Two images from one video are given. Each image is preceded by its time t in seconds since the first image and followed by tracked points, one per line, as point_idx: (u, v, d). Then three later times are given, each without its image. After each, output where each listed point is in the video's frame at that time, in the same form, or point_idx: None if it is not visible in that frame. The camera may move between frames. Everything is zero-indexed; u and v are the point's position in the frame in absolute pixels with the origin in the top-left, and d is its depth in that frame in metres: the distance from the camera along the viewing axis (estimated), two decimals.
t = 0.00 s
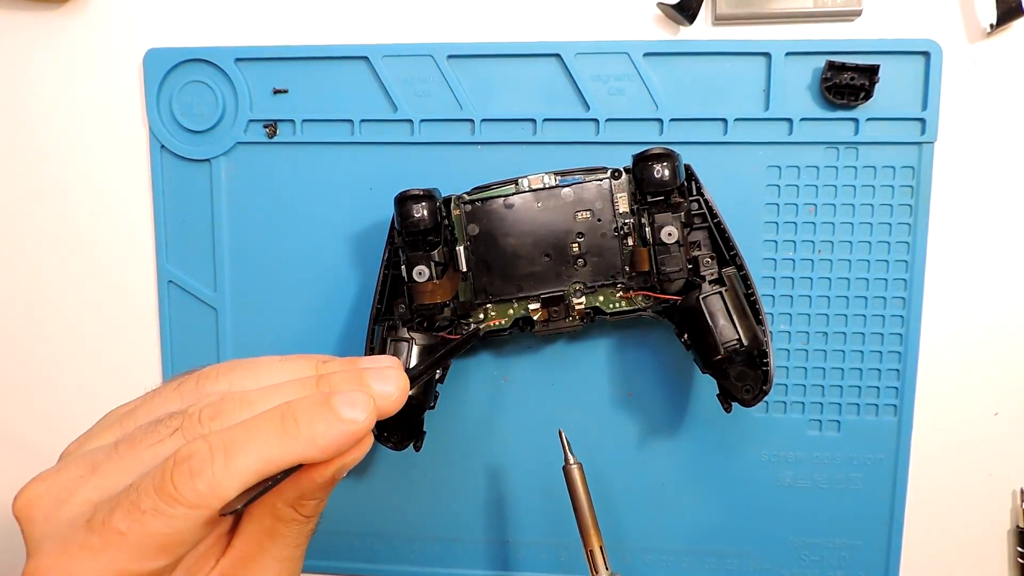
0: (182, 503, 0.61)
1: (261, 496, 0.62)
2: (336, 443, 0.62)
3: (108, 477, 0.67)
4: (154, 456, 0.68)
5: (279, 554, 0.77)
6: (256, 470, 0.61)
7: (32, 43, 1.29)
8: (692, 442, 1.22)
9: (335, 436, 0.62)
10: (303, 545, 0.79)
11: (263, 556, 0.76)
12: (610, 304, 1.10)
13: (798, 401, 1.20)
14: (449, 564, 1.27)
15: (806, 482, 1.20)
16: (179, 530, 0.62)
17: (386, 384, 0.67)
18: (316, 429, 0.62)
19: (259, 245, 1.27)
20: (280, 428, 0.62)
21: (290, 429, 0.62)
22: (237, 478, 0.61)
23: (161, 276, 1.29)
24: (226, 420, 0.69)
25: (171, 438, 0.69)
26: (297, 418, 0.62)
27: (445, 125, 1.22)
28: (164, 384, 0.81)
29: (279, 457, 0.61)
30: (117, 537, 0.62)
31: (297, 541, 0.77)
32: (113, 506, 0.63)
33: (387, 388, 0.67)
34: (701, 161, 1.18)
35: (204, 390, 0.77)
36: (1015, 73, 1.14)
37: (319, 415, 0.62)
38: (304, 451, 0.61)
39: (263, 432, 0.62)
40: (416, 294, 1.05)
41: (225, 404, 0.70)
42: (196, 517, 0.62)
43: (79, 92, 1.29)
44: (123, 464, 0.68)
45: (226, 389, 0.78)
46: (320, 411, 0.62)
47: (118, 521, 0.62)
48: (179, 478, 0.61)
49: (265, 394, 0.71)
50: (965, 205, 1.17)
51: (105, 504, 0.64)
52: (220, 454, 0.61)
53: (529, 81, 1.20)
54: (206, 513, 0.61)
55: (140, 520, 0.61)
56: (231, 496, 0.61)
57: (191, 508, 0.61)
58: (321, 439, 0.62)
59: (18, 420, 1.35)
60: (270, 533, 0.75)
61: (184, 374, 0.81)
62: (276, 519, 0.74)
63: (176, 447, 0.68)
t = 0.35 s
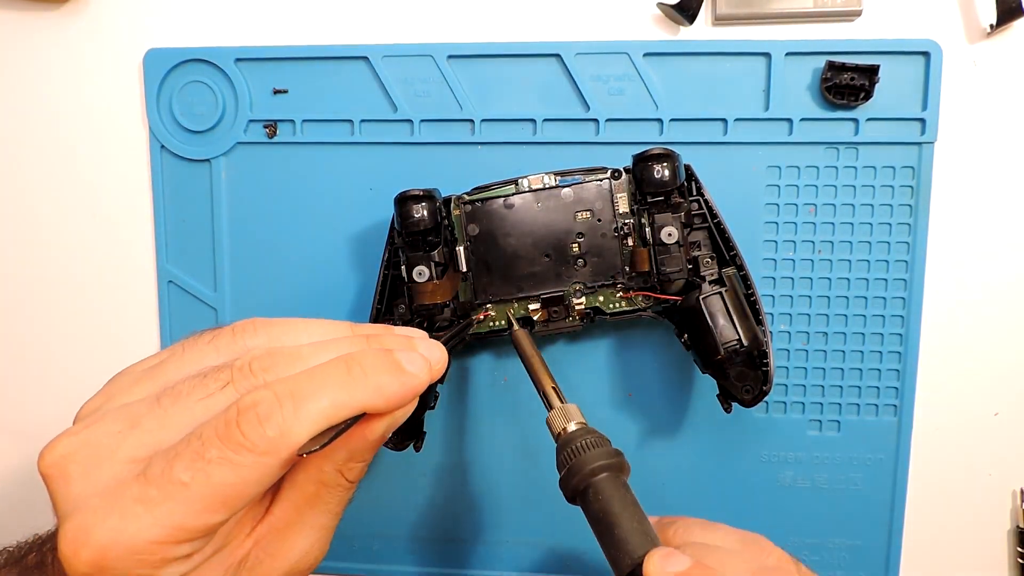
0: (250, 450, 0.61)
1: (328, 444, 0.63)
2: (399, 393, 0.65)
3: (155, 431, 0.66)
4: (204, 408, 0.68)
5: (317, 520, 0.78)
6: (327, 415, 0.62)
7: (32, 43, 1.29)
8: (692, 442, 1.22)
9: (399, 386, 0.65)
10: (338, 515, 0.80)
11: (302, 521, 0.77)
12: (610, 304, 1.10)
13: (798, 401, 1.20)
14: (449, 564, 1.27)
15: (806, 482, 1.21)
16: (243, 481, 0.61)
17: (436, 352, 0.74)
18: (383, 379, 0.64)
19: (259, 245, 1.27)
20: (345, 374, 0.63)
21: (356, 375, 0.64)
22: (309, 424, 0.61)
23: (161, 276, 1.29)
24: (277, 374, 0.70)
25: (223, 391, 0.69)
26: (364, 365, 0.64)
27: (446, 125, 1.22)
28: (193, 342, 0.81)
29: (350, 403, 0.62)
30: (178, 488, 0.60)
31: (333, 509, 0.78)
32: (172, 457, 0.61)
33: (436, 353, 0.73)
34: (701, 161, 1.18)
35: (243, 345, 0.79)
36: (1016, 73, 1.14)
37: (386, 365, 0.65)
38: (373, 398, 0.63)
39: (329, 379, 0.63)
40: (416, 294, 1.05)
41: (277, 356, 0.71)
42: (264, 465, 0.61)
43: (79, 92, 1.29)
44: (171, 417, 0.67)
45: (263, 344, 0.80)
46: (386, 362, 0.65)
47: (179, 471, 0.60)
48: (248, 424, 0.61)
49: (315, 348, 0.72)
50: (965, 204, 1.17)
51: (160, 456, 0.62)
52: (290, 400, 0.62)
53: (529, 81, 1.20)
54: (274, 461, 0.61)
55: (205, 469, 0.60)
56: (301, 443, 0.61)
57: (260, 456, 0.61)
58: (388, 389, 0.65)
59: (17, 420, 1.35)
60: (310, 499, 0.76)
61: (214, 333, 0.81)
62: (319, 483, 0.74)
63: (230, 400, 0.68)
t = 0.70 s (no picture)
0: (255, 443, 0.61)
1: (333, 437, 0.63)
2: (403, 387, 0.65)
3: (159, 424, 0.66)
4: (209, 402, 0.68)
5: (319, 517, 0.77)
6: (332, 409, 0.62)
7: (32, 42, 1.29)
8: (692, 442, 1.22)
9: (403, 381, 0.66)
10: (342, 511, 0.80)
11: (305, 517, 0.77)
12: (610, 304, 1.10)
13: (798, 401, 1.20)
14: (449, 563, 1.27)
15: (806, 482, 1.21)
16: (248, 473, 0.61)
17: (437, 347, 0.74)
18: (387, 373, 0.64)
19: (259, 245, 1.27)
20: (349, 368, 0.64)
21: (360, 369, 0.64)
22: (314, 417, 0.61)
23: (161, 276, 1.29)
24: (282, 369, 0.70)
25: (228, 385, 0.69)
26: (368, 359, 0.64)
27: (446, 125, 1.22)
28: (197, 337, 0.80)
29: (354, 396, 0.63)
30: (183, 480, 0.60)
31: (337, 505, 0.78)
32: (177, 449, 0.61)
33: (437, 348, 0.74)
34: (701, 161, 1.18)
35: (247, 340, 0.79)
36: (1016, 73, 1.14)
37: (391, 360, 0.65)
38: (377, 392, 0.63)
39: (334, 373, 0.63)
40: (416, 294, 1.05)
41: (282, 351, 0.71)
42: (269, 457, 0.61)
43: (79, 92, 1.29)
44: (175, 410, 0.67)
45: (268, 340, 0.79)
46: (391, 357, 0.65)
47: (184, 464, 0.60)
48: (252, 417, 0.61)
49: (319, 343, 0.72)
50: (965, 204, 1.17)
51: (165, 449, 0.62)
52: (294, 394, 0.62)
53: (529, 81, 1.20)
54: (279, 454, 0.61)
55: (210, 462, 0.60)
56: (306, 436, 0.61)
57: (265, 448, 0.61)
58: (394, 383, 0.65)
59: (17, 419, 1.35)
60: (313, 495, 0.75)
61: (219, 328, 0.81)
62: (323, 479, 0.74)
63: (235, 393, 0.68)
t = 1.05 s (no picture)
0: (257, 439, 0.61)
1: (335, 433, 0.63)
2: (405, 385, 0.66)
3: (161, 421, 0.66)
4: (211, 398, 0.68)
5: (321, 515, 0.77)
6: (334, 405, 0.62)
7: (32, 43, 1.29)
8: (692, 442, 1.22)
9: (405, 378, 0.66)
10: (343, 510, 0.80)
11: (306, 515, 0.77)
12: (610, 304, 1.10)
13: (798, 401, 1.20)
14: (449, 563, 1.27)
15: (806, 482, 1.21)
16: (250, 470, 0.61)
17: (438, 345, 0.74)
18: (389, 370, 0.65)
19: (259, 245, 1.27)
20: (352, 365, 0.64)
21: (362, 366, 0.64)
22: (316, 414, 0.61)
23: (161, 276, 1.29)
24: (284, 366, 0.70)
25: (230, 381, 0.69)
26: (370, 356, 0.65)
27: (446, 125, 1.22)
28: (198, 334, 0.80)
29: (356, 393, 0.63)
30: (184, 476, 0.60)
31: (338, 504, 0.78)
32: (179, 445, 0.61)
33: (439, 346, 0.74)
34: (701, 161, 1.18)
35: (249, 337, 0.79)
36: (1016, 73, 1.14)
37: (393, 357, 0.66)
38: (379, 389, 0.64)
39: (336, 369, 0.63)
40: (416, 294, 1.05)
41: (284, 348, 0.71)
42: (271, 454, 0.61)
43: (79, 92, 1.29)
44: (178, 407, 0.67)
45: (269, 337, 0.80)
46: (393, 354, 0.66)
47: (186, 459, 0.60)
48: (254, 413, 0.61)
49: (321, 340, 0.72)
50: (965, 204, 1.17)
51: (167, 444, 0.62)
52: (296, 390, 0.62)
53: (529, 81, 1.20)
54: (281, 450, 0.61)
55: (212, 458, 0.60)
56: (308, 432, 0.61)
57: (267, 445, 0.61)
58: (396, 379, 0.65)
59: (18, 419, 1.35)
60: (315, 494, 0.76)
61: (220, 326, 0.81)
62: (325, 478, 0.74)
63: (237, 390, 0.68)
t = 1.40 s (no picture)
0: (258, 440, 0.61)
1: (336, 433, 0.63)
2: (406, 385, 0.66)
3: (160, 420, 0.66)
4: (212, 398, 0.68)
5: (322, 517, 0.78)
6: (335, 406, 0.62)
7: (32, 43, 1.29)
8: (692, 442, 1.22)
9: (406, 379, 0.66)
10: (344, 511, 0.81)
11: (308, 517, 0.77)
12: (610, 304, 1.10)
13: (798, 401, 1.20)
14: (449, 563, 1.27)
15: (806, 482, 1.21)
16: (251, 470, 0.61)
17: (439, 345, 0.74)
18: (391, 370, 0.65)
19: (259, 245, 1.27)
20: (352, 365, 0.64)
21: (363, 366, 0.64)
22: (318, 414, 0.61)
23: (161, 276, 1.29)
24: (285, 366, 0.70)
25: (230, 381, 0.69)
26: (372, 357, 0.65)
27: (446, 125, 1.22)
28: (198, 333, 0.80)
29: (358, 394, 0.63)
30: (185, 476, 0.60)
31: (340, 506, 0.78)
32: (180, 445, 0.61)
33: (440, 346, 0.74)
34: (701, 161, 1.18)
35: (249, 336, 0.79)
36: (1016, 73, 1.14)
37: (395, 358, 0.66)
38: (380, 389, 0.64)
39: (337, 370, 0.63)
40: (416, 294, 1.05)
41: (284, 348, 0.70)
42: (272, 454, 0.61)
43: (79, 92, 1.29)
44: (178, 406, 0.67)
45: (270, 337, 0.80)
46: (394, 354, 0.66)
47: (187, 460, 0.60)
48: (255, 413, 0.61)
49: (321, 340, 0.72)
50: (965, 204, 1.17)
51: (168, 445, 0.62)
52: (298, 391, 0.62)
53: (529, 81, 1.20)
54: (282, 451, 0.61)
55: (213, 458, 0.60)
56: (309, 433, 0.61)
57: (268, 445, 0.61)
58: (397, 380, 0.65)
59: (17, 419, 1.35)
60: (317, 495, 0.76)
61: (221, 325, 0.81)
62: (327, 479, 0.74)
63: (237, 390, 0.68)
